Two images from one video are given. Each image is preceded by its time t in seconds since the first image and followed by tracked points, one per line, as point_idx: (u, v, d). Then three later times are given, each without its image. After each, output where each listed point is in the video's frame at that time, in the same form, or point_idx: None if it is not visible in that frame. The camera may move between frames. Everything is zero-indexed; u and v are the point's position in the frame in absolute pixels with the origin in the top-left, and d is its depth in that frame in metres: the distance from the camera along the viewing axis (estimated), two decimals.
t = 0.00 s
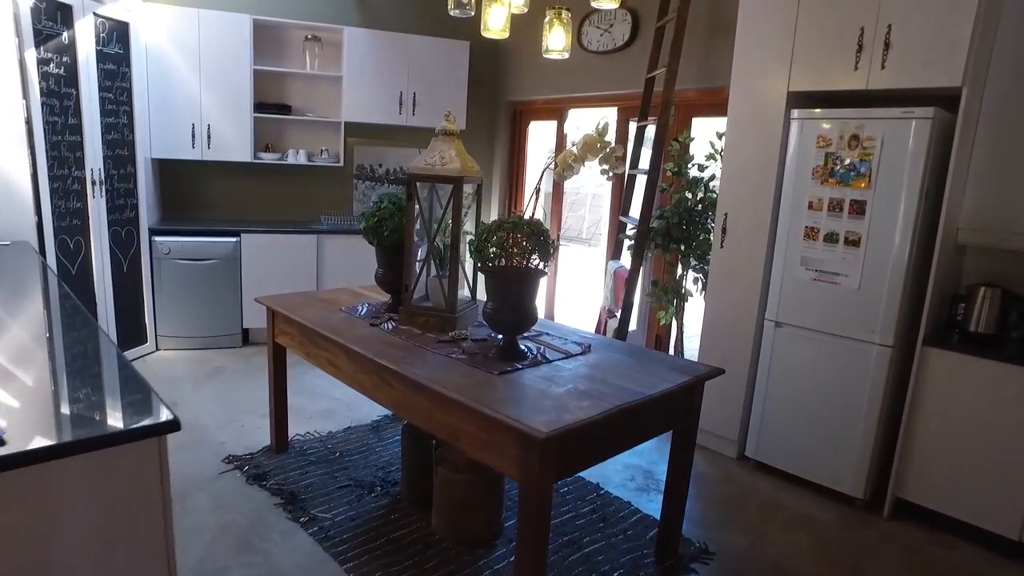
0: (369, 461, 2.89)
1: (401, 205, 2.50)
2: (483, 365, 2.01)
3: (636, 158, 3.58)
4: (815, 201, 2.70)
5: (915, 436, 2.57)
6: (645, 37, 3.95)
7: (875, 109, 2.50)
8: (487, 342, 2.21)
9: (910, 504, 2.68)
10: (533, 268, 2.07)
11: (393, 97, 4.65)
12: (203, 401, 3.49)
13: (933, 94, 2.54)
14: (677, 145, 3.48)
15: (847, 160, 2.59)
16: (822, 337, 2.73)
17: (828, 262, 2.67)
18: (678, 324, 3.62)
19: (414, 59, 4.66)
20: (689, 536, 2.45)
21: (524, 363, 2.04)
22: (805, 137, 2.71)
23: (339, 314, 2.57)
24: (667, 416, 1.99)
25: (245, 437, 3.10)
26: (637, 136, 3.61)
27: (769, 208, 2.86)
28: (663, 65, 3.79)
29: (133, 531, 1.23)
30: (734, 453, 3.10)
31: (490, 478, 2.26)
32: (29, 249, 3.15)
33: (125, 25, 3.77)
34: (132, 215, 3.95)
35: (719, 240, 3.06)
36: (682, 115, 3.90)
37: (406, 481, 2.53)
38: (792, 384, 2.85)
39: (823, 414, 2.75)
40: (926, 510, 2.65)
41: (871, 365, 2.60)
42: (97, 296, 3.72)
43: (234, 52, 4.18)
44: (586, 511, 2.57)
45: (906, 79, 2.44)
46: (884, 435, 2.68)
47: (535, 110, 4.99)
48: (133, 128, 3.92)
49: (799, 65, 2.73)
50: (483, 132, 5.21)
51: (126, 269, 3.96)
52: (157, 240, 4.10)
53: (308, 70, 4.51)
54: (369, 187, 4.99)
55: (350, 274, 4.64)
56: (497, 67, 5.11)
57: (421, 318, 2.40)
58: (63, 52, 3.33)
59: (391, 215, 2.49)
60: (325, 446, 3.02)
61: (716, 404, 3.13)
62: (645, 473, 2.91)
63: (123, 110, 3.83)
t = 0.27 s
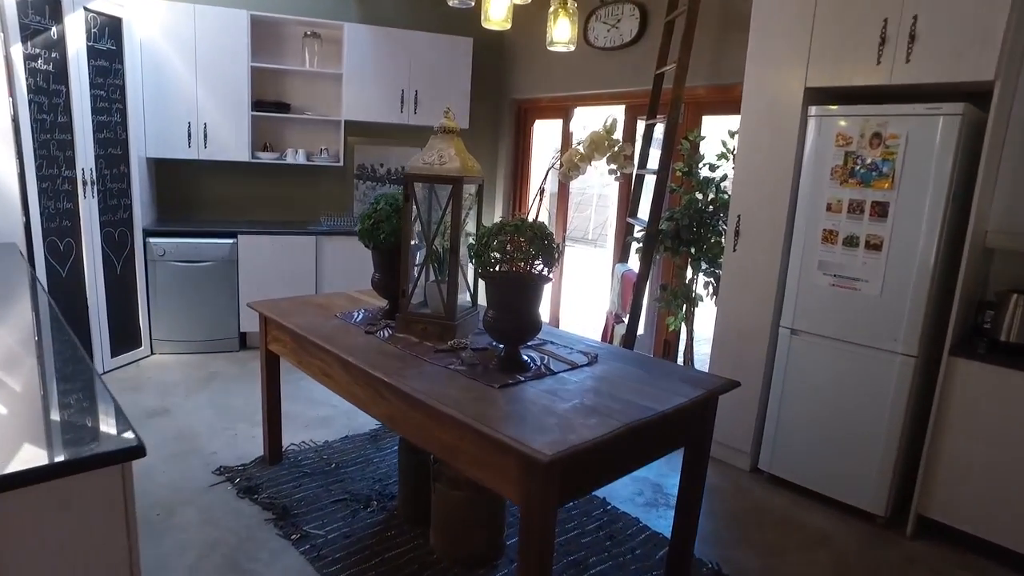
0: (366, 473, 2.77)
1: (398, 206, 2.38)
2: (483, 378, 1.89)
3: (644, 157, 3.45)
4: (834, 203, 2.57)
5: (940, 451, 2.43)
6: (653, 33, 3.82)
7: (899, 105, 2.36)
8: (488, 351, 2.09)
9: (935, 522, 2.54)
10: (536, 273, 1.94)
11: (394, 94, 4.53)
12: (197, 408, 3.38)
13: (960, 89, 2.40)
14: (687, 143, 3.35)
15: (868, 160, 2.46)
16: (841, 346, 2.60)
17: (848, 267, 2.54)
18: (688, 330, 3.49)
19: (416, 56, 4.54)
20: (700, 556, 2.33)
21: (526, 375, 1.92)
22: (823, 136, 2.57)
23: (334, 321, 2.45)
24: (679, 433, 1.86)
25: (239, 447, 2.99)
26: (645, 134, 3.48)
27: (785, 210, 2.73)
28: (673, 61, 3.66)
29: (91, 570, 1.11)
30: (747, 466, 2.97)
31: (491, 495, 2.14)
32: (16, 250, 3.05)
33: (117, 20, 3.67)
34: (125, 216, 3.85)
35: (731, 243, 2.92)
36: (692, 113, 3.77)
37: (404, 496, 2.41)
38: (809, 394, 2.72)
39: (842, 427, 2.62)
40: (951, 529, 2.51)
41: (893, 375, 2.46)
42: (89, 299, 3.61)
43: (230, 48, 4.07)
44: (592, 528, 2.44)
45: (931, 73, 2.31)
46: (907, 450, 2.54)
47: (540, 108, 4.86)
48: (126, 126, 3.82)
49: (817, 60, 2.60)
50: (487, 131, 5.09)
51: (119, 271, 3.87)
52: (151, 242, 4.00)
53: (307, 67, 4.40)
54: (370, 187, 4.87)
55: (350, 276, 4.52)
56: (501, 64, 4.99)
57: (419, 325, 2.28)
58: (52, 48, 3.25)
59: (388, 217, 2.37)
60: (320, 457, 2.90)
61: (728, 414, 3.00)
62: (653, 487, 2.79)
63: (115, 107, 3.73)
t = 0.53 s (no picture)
0: (367, 484, 2.67)
1: (401, 207, 2.28)
2: (489, 390, 1.78)
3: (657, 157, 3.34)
4: (858, 204, 2.44)
5: (971, 467, 2.30)
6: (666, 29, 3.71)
7: (928, 101, 2.24)
8: (494, 361, 1.98)
9: (964, 541, 2.41)
10: (546, 278, 1.83)
11: (399, 92, 4.43)
12: (196, 414, 3.29)
13: (994, 84, 2.27)
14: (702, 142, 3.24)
15: (895, 159, 2.33)
16: (865, 355, 2.47)
17: (873, 272, 2.41)
18: (702, 335, 3.37)
19: (422, 53, 4.44)
20: None
21: (535, 387, 1.81)
22: (846, 134, 2.45)
23: (333, 326, 2.34)
24: (698, 450, 1.74)
25: (237, 456, 2.89)
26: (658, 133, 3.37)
27: (806, 212, 2.61)
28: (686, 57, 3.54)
29: None
30: (764, 478, 2.85)
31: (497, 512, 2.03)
32: (8, 252, 2.96)
33: (116, 16, 3.59)
34: (124, 216, 3.77)
35: (749, 246, 2.81)
36: (705, 111, 3.65)
37: (406, 511, 2.31)
38: (830, 405, 2.59)
39: (865, 440, 2.49)
40: (982, 549, 2.38)
41: (920, 386, 2.34)
42: (85, 302, 3.53)
43: (232, 45, 3.98)
44: (604, 546, 2.32)
45: (963, 68, 2.18)
46: (935, 465, 2.41)
47: (549, 107, 4.75)
48: (125, 124, 3.73)
49: (840, 54, 2.48)
50: (495, 130, 4.99)
51: (118, 272, 3.78)
52: (150, 243, 3.91)
53: (310, 65, 4.31)
54: (374, 188, 4.77)
55: (353, 279, 4.43)
56: (509, 63, 4.89)
57: (423, 332, 2.17)
58: (47, 43, 3.17)
59: (390, 219, 2.27)
60: (320, 467, 2.80)
61: (744, 424, 2.88)
62: (667, 500, 2.67)
63: (114, 106, 3.64)
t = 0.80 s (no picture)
0: (372, 499, 2.56)
1: (407, 210, 2.16)
2: (501, 408, 1.66)
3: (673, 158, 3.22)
4: (888, 208, 2.32)
5: (1011, 486, 2.17)
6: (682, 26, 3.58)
7: (967, 99, 2.11)
8: (506, 375, 1.87)
9: (1002, 564, 2.27)
10: (562, 287, 1.71)
11: (406, 91, 4.32)
12: (196, 422, 3.20)
13: None
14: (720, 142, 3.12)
15: (930, 160, 2.21)
16: (896, 366, 2.34)
17: (904, 280, 2.28)
18: (720, 343, 3.25)
19: (429, 51, 4.33)
20: None
21: (550, 404, 1.69)
22: (877, 134, 2.33)
23: (337, 335, 2.23)
24: (726, 473, 1.62)
25: (238, 467, 2.79)
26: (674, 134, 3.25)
27: (832, 216, 2.49)
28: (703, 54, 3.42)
29: None
30: (786, 494, 2.72)
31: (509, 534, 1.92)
32: (3, 255, 2.87)
33: (116, 13, 3.50)
34: (124, 218, 3.67)
35: (771, 251, 2.68)
36: (723, 110, 3.53)
37: (412, 530, 2.20)
38: (858, 419, 2.47)
39: (896, 457, 2.37)
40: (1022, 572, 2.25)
41: (956, 400, 2.21)
42: (84, 306, 3.44)
43: (236, 42, 3.88)
44: (620, 568, 2.20)
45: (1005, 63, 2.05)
46: (971, 483, 2.28)
47: (559, 106, 4.63)
48: (126, 124, 3.64)
49: (870, 49, 2.35)
50: (504, 130, 4.88)
51: (117, 275, 3.69)
52: (151, 246, 3.82)
53: (315, 63, 4.21)
54: (381, 188, 4.66)
55: (359, 282, 4.32)
56: (519, 61, 4.78)
57: (431, 342, 2.06)
58: (44, 40, 3.08)
59: (396, 223, 2.15)
60: (324, 480, 2.70)
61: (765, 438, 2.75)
62: (685, 518, 2.55)
63: (114, 104, 3.55)
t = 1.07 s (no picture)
0: (380, 517, 2.44)
1: (417, 215, 2.05)
2: (517, 431, 1.54)
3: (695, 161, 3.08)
4: (930, 215, 2.17)
5: None
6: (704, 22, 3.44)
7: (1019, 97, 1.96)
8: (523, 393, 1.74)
9: None
10: (585, 300, 1.59)
11: (417, 90, 4.21)
12: (200, 432, 3.10)
13: None
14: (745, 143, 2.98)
15: (977, 163, 2.06)
16: (936, 383, 2.20)
17: (947, 291, 2.14)
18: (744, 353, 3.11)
19: (441, 49, 4.21)
20: None
21: (570, 427, 1.57)
22: (918, 136, 2.19)
23: (343, 348, 2.11)
24: (763, 504, 1.49)
25: (241, 481, 2.68)
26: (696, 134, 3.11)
27: (868, 223, 2.34)
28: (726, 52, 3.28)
29: None
30: (815, 515, 2.58)
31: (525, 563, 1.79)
32: (1, 259, 2.78)
33: (120, 10, 3.41)
34: (128, 221, 3.58)
35: (800, 258, 2.54)
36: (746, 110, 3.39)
37: (422, 553, 2.08)
38: (894, 437, 2.32)
39: (937, 480, 2.22)
40: None
41: (1003, 420, 2.06)
42: (87, 312, 3.35)
43: (243, 41, 3.79)
44: None
45: None
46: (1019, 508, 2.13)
47: (574, 106, 4.50)
48: (130, 124, 3.55)
49: (910, 45, 2.20)
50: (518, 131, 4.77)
51: (121, 280, 3.59)
52: (156, 249, 3.73)
53: (323, 61, 4.10)
54: (391, 190, 4.55)
55: (369, 286, 4.22)
56: (533, 60, 4.66)
57: (443, 356, 1.94)
58: (45, 38, 2.99)
59: (405, 229, 2.04)
60: (330, 495, 2.58)
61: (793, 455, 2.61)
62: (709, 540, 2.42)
63: (118, 104, 3.46)
